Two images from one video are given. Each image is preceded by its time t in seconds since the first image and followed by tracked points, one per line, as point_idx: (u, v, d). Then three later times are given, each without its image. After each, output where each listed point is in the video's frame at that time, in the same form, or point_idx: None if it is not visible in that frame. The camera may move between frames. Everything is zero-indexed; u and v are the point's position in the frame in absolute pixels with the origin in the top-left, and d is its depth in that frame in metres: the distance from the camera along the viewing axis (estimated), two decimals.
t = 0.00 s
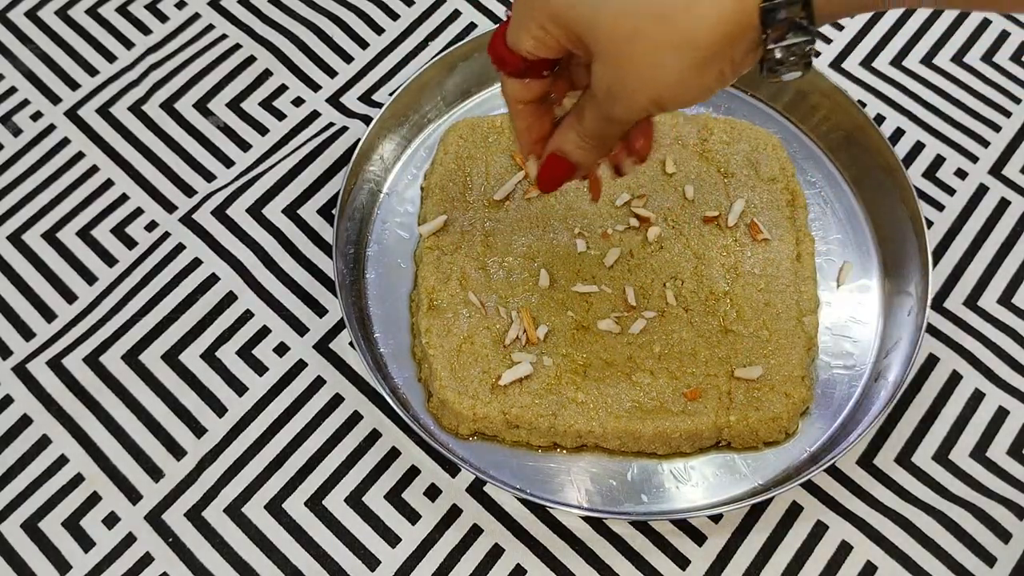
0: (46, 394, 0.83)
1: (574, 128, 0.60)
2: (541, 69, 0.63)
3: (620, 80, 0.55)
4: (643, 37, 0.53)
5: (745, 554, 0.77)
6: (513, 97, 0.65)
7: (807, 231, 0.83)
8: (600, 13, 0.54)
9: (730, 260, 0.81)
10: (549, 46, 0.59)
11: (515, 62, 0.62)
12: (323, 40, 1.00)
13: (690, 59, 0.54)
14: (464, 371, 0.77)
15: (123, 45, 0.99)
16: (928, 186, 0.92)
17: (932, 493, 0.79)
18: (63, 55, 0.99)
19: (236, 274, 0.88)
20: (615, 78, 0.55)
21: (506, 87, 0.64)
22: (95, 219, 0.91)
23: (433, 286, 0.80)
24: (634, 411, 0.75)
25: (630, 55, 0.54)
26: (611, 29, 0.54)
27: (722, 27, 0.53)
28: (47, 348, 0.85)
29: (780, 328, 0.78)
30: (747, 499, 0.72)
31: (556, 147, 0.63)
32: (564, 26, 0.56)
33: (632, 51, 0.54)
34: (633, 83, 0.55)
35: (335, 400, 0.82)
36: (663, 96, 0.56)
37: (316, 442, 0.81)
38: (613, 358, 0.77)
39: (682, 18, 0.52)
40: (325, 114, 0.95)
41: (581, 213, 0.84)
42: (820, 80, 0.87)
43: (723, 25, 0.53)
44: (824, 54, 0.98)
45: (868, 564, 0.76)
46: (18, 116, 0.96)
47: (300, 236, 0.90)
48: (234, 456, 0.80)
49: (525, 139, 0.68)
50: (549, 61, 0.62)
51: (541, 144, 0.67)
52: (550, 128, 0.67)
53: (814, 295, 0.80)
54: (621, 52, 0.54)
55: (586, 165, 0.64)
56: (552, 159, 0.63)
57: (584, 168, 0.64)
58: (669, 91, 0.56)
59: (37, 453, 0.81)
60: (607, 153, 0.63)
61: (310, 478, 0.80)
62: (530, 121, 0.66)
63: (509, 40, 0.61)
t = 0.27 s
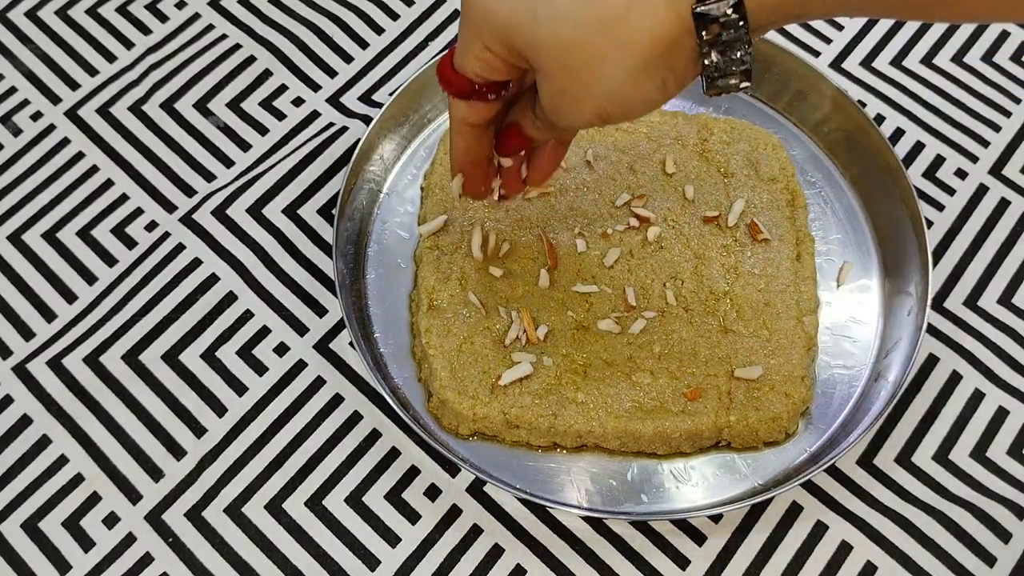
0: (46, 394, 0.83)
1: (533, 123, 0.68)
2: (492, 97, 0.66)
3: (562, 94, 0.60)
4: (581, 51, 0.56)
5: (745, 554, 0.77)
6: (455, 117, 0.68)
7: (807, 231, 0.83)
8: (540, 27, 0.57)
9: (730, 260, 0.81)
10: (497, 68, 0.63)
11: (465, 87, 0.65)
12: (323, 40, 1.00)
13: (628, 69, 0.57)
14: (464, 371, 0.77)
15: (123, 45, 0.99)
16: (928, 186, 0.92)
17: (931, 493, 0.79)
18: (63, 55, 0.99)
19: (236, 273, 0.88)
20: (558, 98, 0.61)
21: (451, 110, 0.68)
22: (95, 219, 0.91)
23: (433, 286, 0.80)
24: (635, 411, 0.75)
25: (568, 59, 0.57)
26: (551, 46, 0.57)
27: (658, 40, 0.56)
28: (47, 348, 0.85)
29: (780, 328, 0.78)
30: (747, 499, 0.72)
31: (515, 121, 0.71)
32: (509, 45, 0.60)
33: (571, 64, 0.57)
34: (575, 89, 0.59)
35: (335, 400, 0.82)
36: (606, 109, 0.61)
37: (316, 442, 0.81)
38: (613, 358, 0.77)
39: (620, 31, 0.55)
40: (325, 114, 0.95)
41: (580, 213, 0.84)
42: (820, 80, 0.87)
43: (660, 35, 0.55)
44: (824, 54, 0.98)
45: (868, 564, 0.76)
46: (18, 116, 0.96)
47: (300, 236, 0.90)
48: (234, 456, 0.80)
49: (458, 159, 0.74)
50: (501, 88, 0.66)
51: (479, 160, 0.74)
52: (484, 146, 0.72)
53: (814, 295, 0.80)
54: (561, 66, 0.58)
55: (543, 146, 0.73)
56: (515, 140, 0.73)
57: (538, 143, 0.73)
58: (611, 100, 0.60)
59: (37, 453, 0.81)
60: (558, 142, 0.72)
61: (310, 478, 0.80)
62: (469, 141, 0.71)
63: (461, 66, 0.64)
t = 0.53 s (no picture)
0: (46, 394, 0.83)
1: (573, 81, 0.60)
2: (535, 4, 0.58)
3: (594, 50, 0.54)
4: None
5: (745, 554, 0.77)
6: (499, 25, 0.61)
7: (807, 230, 0.83)
8: None
9: (730, 260, 0.81)
10: None
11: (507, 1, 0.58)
12: (323, 40, 1.00)
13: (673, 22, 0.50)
14: (464, 371, 0.77)
15: (123, 45, 0.99)
16: (928, 186, 0.92)
17: (931, 493, 0.79)
18: (63, 55, 0.99)
19: (236, 273, 0.88)
20: (592, 37, 0.53)
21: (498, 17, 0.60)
22: (95, 219, 0.91)
23: (433, 286, 0.80)
24: (635, 410, 0.75)
25: (614, 20, 0.51)
26: None
27: None
28: (47, 348, 0.85)
29: (780, 328, 0.78)
30: (747, 499, 0.72)
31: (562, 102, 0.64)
32: None
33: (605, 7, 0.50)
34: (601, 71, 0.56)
35: (335, 400, 0.82)
36: (640, 55, 0.53)
37: (316, 442, 0.81)
38: (613, 358, 0.77)
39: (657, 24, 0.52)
40: (325, 114, 0.95)
41: (580, 213, 0.84)
42: (820, 80, 0.86)
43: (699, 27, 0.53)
44: (824, 54, 0.98)
45: (868, 564, 0.76)
46: (18, 116, 0.96)
47: (300, 236, 0.90)
48: (234, 456, 0.80)
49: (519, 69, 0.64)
50: None
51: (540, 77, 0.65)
52: (538, 63, 0.63)
53: (814, 295, 0.80)
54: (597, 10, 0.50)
55: (591, 113, 0.65)
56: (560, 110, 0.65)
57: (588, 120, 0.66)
58: (646, 50, 0.52)
59: (37, 453, 0.81)
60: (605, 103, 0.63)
61: (310, 478, 0.80)
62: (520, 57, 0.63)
63: None
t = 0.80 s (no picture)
0: (46, 394, 0.83)
1: (748, 168, 0.61)
2: (698, 114, 0.62)
3: (780, 120, 0.55)
4: (871, 50, 0.49)
5: (744, 554, 0.77)
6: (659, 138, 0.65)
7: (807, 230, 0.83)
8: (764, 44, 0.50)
9: (730, 260, 0.81)
10: (703, 89, 0.57)
11: (662, 110, 0.61)
12: (323, 40, 1.00)
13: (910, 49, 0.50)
14: (464, 371, 0.77)
15: (123, 45, 0.99)
16: (928, 186, 0.92)
17: (931, 493, 0.79)
18: (63, 55, 0.99)
19: (236, 273, 0.88)
20: (773, 101, 0.53)
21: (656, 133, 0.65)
22: (95, 219, 0.91)
23: (433, 286, 0.80)
24: (635, 410, 0.75)
25: (813, 82, 0.51)
26: (813, 52, 0.49)
27: (903, 31, 0.49)
28: (46, 348, 0.85)
29: (780, 328, 0.78)
30: (746, 499, 0.72)
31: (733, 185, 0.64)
32: (712, 61, 0.54)
33: (867, 71, 0.50)
34: (787, 142, 0.57)
35: (335, 400, 0.82)
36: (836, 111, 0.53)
37: (316, 443, 0.81)
38: (613, 358, 0.77)
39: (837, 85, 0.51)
40: (325, 114, 0.95)
41: (581, 213, 0.84)
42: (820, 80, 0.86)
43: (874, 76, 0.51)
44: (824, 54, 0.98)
45: (868, 564, 0.76)
46: (17, 116, 0.96)
47: (300, 236, 0.90)
48: (234, 456, 0.80)
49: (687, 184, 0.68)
50: (705, 104, 0.61)
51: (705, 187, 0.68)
52: (704, 168, 0.67)
53: (814, 295, 0.80)
54: (870, 80, 0.50)
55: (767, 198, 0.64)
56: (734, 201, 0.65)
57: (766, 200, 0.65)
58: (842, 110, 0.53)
59: (37, 453, 0.81)
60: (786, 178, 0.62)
61: (310, 478, 0.80)
62: (688, 170, 0.67)
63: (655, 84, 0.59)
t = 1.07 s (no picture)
0: (46, 394, 0.83)
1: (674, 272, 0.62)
2: (641, 247, 0.57)
3: (734, 254, 0.51)
4: (831, 205, 0.47)
5: (745, 554, 0.77)
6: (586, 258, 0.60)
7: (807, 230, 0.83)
8: (726, 184, 0.47)
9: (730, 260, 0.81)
10: (653, 227, 0.53)
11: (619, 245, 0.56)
12: (323, 40, 1.00)
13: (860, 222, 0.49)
14: (464, 371, 0.77)
15: (123, 45, 0.99)
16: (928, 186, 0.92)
17: (931, 493, 0.79)
18: (63, 55, 0.99)
19: (236, 273, 0.88)
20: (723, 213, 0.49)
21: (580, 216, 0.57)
22: (95, 219, 0.91)
23: (433, 286, 0.80)
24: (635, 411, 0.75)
25: (770, 212, 0.48)
26: (767, 194, 0.47)
27: (868, 186, 0.47)
28: (47, 348, 0.85)
29: (780, 328, 0.78)
30: (746, 499, 0.72)
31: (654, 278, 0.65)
32: (672, 200, 0.50)
33: (812, 214, 0.47)
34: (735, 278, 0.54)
35: (335, 400, 0.82)
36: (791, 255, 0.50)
37: (316, 442, 0.81)
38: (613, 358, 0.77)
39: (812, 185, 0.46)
40: (325, 114, 0.95)
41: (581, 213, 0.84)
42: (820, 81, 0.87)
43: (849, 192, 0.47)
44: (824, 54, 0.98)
45: (868, 564, 0.76)
46: (18, 116, 0.96)
47: (300, 236, 0.90)
48: (234, 456, 0.80)
49: (592, 288, 0.62)
50: (651, 239, 0.57)
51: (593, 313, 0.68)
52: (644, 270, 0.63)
53: (814, 295, 0.80)
54: (822, 224, 0.48)
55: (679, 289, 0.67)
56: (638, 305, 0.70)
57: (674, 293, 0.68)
58: (797, 252, 0.50)
59: (37, 453, 0.81)
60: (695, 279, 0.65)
61: (310, 478, 0.80)
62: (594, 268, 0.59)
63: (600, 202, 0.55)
